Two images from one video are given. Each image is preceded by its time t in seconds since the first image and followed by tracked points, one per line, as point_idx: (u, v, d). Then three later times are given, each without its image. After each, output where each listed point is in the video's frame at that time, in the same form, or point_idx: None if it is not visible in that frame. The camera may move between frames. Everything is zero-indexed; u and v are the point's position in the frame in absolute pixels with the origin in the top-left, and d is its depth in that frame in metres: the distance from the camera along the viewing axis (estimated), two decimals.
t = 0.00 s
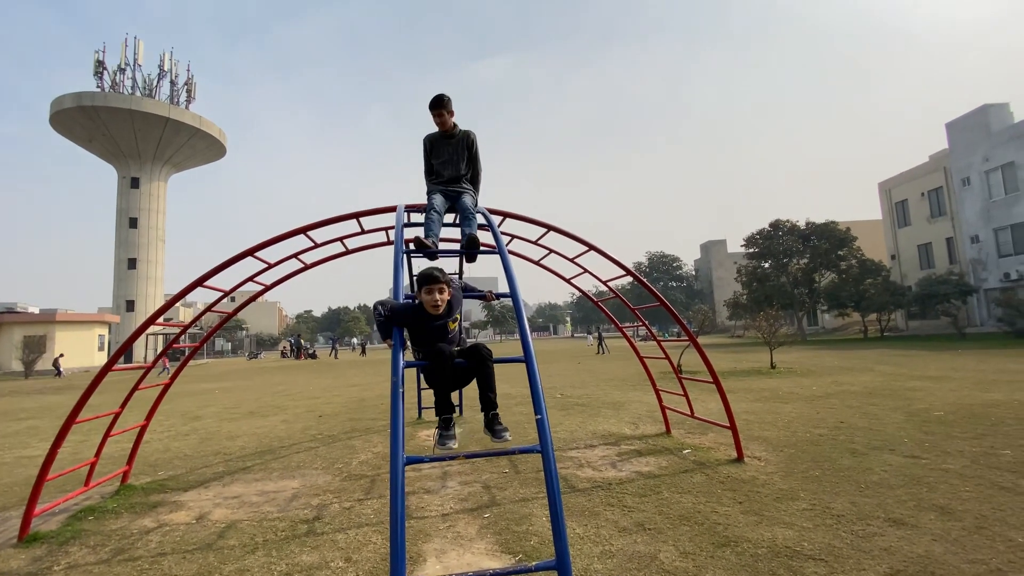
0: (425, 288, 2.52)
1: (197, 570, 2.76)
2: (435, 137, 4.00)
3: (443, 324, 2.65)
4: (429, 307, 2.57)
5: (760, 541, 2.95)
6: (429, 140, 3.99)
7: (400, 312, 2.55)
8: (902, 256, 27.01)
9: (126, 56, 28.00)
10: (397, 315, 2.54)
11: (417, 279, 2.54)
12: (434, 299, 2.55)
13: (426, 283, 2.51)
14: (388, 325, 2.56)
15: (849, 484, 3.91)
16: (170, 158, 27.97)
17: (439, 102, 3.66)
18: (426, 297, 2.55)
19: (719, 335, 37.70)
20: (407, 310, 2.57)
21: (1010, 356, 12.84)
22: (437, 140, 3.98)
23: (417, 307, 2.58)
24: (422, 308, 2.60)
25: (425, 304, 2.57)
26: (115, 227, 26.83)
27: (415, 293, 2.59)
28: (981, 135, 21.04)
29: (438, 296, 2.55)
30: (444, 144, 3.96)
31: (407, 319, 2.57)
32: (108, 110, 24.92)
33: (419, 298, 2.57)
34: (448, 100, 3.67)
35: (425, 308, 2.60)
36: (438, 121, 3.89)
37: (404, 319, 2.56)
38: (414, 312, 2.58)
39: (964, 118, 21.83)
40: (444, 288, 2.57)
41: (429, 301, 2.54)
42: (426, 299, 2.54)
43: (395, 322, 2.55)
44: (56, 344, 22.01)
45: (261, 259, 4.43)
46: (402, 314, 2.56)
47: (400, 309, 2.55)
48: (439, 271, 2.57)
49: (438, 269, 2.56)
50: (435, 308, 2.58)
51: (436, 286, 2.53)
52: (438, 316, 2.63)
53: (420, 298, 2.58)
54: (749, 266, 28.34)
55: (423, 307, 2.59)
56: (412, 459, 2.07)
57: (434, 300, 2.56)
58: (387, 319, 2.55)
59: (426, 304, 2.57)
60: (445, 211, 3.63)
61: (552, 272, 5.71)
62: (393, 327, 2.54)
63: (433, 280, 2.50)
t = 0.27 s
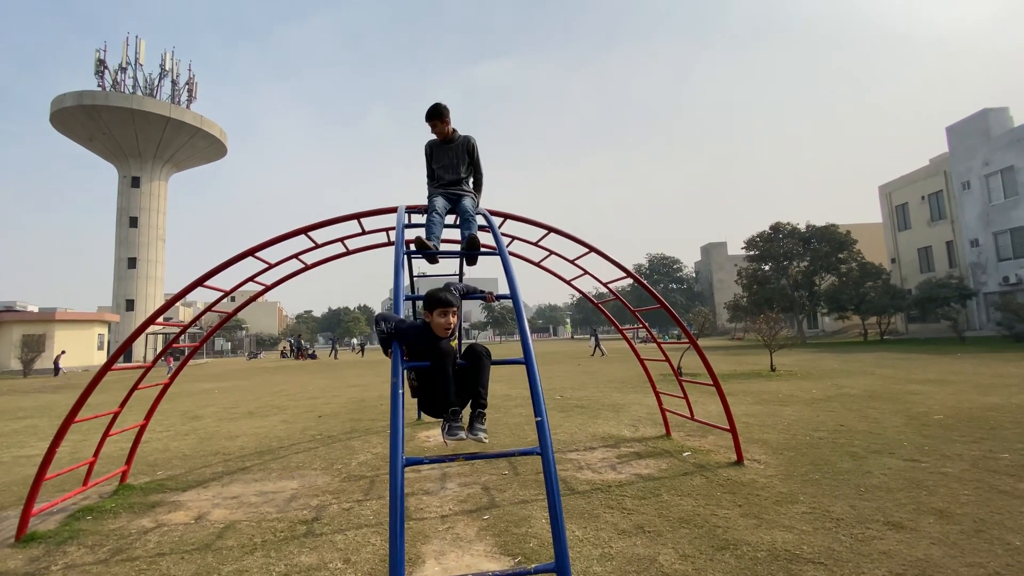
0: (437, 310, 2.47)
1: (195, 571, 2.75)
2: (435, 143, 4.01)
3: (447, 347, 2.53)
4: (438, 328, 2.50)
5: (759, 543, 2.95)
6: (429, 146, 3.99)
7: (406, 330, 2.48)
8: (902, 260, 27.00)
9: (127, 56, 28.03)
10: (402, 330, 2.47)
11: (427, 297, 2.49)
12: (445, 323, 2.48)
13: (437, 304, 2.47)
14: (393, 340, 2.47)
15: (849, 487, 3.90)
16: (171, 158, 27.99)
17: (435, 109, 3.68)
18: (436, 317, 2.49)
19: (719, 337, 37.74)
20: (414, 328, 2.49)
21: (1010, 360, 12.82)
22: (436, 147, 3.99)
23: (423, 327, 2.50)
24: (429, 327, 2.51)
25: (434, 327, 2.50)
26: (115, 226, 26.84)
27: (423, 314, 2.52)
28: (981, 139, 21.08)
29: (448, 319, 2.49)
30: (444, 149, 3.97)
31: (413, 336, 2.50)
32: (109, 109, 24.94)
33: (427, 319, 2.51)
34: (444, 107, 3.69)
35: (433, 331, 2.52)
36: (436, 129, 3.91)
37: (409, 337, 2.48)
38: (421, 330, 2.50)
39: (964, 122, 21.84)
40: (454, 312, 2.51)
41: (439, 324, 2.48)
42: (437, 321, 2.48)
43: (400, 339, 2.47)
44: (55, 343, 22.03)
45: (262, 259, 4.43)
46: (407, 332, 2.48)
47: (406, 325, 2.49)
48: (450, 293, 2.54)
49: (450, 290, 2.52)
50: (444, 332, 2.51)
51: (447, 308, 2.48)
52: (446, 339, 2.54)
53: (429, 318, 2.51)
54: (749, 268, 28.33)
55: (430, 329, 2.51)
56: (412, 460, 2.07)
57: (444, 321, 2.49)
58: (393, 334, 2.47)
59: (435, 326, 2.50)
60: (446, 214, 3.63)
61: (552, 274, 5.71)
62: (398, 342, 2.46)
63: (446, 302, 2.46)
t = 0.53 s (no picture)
0: (443, 310, 2.58)
1: (196, 568, 2.76)
2: (435, 145, 4.01)
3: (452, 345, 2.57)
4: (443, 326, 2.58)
5: (759, 543, 2.95)
6: (430, 148, 4.00)
7: (409, 331, 2.50)
8: (902, 259, 26.99)
9: (128, 53, 28.00)
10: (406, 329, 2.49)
11: (432, 299, 2.61)
12: (451, 323, 2.59)
13: (443, 304, 2.58)
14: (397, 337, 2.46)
15: (848, 487, 3.91)
16: (171, 155, 27.97)
17: (435, 111, 3.69)
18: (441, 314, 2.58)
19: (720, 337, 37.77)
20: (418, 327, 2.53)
21: (1010, 360, 12.82)
22: (437, 148, 3.99)
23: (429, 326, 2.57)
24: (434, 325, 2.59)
25: (440, 328, 2.60)
26: (116, 224, 26.84)
27: (428, 316, 2.61)
28: (982, 139, 21.06)
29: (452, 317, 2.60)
30: (445, 151, 3.98)
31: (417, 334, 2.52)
32: (109, 106, 24.92)
33: (433, 321, 2.60)
34: (443, 110, 3.70)
35: (438, 332, 2.60)
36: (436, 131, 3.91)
37: (413, 335, 2.51)
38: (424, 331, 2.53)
39: (965, 122, 21.81)
40: (458, 313, 2.63)
41: (446, 323, 2.59)
42: (444, 321, 2.58)
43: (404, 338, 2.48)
44: (56, 340, 22.03)
45: (262, 258, 4.43)
46: (411, 330, 2.51)
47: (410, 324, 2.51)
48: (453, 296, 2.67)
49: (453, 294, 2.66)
50: (449, 332, 2.60)
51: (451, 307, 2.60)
52: (450, 340, 2.60)
53: (433, 319, 2.60)
54: (750, 268, 28.32)
55: (436, 329, 2.59)
56: (411, 458, 2.07)
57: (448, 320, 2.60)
58: (397, 332, 2.46)
59: (440, 326, 2.60)
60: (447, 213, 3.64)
61: (553, 273, 5.71)
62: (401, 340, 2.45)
63: (452, 303, 2.58)
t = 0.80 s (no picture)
0: (440, 306, 2.56)
1: (195, 563, 2.76)
2: (434, 142, 4.00)
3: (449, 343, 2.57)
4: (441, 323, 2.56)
5: (756, 538, 2.97)
6: (429, 143, 3.99)
7: (407, 330, 2.49)
8: (901, 256, 27.02)
9: (124, 48, 27.88)
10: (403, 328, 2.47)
11: (428, 294, 2.58)
12: (448, 318, 2.57)
13: (439, 300, 2.56)
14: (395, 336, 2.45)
15: (844, 482, 3.93)
16: (169, 151, 27.87)
17: (437, 108, 3.70)
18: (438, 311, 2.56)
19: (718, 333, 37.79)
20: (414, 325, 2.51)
21: (1007, 356, 12.85)
22: (436, 145, 3.98)
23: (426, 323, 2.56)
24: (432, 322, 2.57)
25: (436, 323, 2.57)
26: (113, 220, 26.77)
27: (425, 311, 2.59)
28: (981, 135, 21.07)
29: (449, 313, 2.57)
30: (445, 147, 3.97)
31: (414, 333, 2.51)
32: (106, 102, 24.82)
33: (430, 315, 2.58)
34: (445, 107, 3.71)
35: (435, 327, 2.58)
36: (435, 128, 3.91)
37: (410, 333, 2.50)
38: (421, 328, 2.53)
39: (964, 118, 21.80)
40: (454, 307, 2.60)
41: (443, 319, 2.56)
42: (440, 317, 2.56)
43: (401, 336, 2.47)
44: (54, 336, 21.99)
45: (260, 253, 4.42)
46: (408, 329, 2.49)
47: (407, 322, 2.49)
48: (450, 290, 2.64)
49: (450, 289, 2.63)
50: (446, 327, 2.58)
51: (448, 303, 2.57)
52: (447, 336, 2.60)
53: (430, 314, 2.59)
54: (748, 264, 28.35)
55: (432, 324, 2.57)
56: (410, 454, 2.07)
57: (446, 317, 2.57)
58: (394, 332, 2.45)
59: (437, 322, 2.57)
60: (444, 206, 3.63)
61: (551, 269, 5.71)
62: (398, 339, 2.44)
63: (448, 299, 2.56)
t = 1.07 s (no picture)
0: (431, 294, 2.49)
1: (195, 556, 2.78)
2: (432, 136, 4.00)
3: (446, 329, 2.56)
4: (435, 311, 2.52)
5: (752, 528, 3.00)
6: (427, 136, 3.98)
7: (403, 322, 2.49)
8: (897, 248, 27.10)
9: (117, 40, 27.62)
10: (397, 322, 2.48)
11: (419, 281, 2.50)
12: (440, 304, 2.51)
13: (430, 287, 2.48)
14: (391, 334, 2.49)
15: (840, 473, 3.96)
16: (163, 145, 27.69)
17: (435, 102, 3.71)
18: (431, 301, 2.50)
19: (715, 326, 37.92)
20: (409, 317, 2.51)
21: (1002, 348, 12.93)
22: (434, 139, 3.98)
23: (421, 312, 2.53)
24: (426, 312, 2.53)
25: (429, 309, 2.53)
26: (108, 214, 26.63)
27: (418, 299, 2.54)
28: (978, 128, 21.08)
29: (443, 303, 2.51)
30: (443, 139, 3.96)
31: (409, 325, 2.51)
32: (99, 95, 24.62)
33: (422, 302, 2.53)
34: (443, 101, 3.71)
35: (428, 313, 2.55)
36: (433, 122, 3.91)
37: (405, 326, 2.50)
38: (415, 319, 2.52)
39: (961, 110, 21.80)
40: (447, 292, 2.52)
41: (435, 306, 2.50)
42: (433, 304, 2.50)
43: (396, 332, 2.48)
44: (50, 331, 21.92)
45: (258, 247, 4.41)
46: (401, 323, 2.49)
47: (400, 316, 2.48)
48: (442, 273, 2.54)
49: (442, 273, 2.53)
50: (440, 313, 2.53)
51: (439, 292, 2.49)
52: (444, 321, 2.56)
53: (423, 301, 2.54)
54: (745, 257, 28.40)
55: (426, 311, 2.54)
56: (409, 447, 2.08)
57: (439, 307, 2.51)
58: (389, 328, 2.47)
59: (431, 309, 2.53)
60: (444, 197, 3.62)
61: (549, 262, 5.71)
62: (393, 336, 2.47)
63: (438, 285, 2.47)
